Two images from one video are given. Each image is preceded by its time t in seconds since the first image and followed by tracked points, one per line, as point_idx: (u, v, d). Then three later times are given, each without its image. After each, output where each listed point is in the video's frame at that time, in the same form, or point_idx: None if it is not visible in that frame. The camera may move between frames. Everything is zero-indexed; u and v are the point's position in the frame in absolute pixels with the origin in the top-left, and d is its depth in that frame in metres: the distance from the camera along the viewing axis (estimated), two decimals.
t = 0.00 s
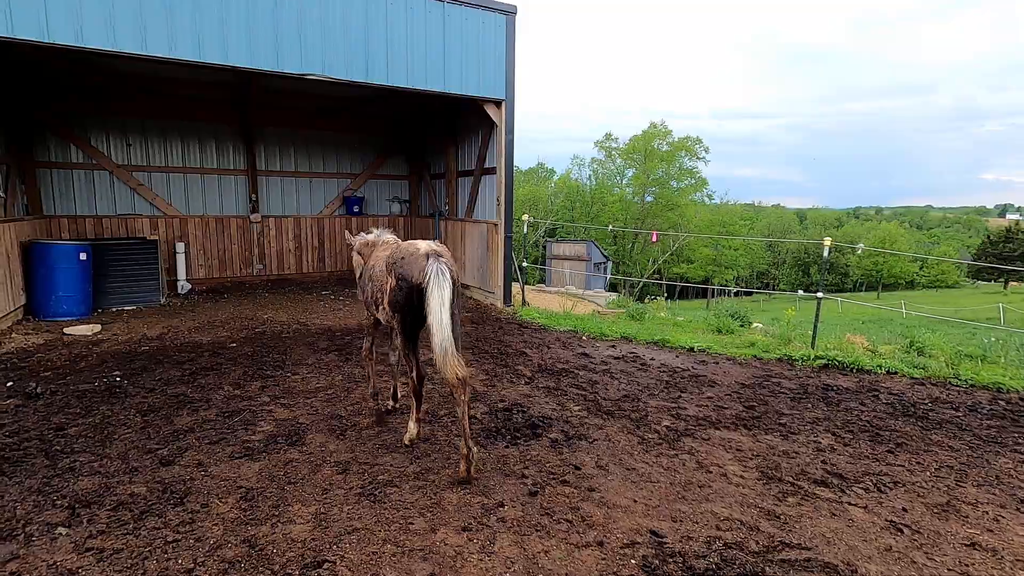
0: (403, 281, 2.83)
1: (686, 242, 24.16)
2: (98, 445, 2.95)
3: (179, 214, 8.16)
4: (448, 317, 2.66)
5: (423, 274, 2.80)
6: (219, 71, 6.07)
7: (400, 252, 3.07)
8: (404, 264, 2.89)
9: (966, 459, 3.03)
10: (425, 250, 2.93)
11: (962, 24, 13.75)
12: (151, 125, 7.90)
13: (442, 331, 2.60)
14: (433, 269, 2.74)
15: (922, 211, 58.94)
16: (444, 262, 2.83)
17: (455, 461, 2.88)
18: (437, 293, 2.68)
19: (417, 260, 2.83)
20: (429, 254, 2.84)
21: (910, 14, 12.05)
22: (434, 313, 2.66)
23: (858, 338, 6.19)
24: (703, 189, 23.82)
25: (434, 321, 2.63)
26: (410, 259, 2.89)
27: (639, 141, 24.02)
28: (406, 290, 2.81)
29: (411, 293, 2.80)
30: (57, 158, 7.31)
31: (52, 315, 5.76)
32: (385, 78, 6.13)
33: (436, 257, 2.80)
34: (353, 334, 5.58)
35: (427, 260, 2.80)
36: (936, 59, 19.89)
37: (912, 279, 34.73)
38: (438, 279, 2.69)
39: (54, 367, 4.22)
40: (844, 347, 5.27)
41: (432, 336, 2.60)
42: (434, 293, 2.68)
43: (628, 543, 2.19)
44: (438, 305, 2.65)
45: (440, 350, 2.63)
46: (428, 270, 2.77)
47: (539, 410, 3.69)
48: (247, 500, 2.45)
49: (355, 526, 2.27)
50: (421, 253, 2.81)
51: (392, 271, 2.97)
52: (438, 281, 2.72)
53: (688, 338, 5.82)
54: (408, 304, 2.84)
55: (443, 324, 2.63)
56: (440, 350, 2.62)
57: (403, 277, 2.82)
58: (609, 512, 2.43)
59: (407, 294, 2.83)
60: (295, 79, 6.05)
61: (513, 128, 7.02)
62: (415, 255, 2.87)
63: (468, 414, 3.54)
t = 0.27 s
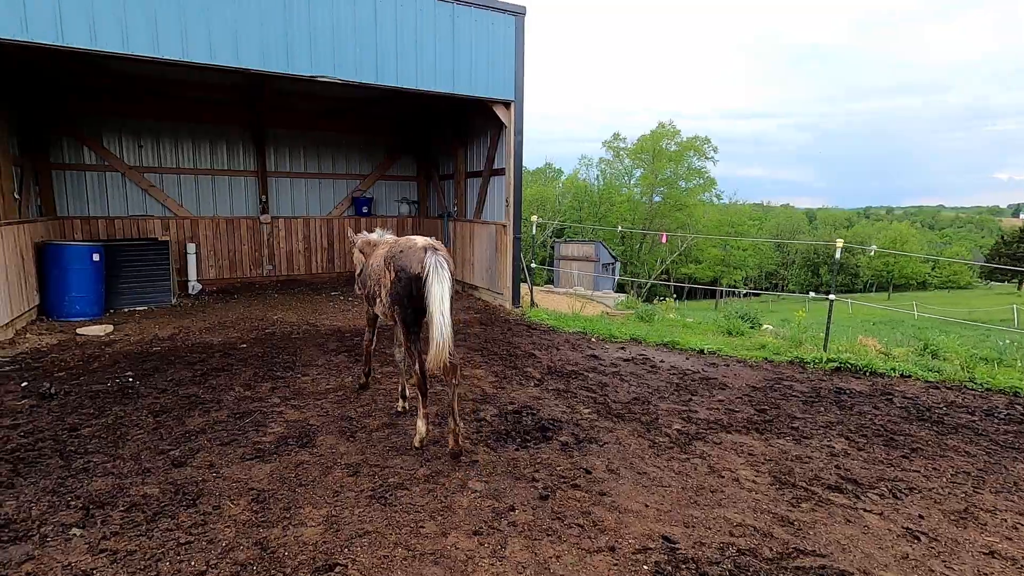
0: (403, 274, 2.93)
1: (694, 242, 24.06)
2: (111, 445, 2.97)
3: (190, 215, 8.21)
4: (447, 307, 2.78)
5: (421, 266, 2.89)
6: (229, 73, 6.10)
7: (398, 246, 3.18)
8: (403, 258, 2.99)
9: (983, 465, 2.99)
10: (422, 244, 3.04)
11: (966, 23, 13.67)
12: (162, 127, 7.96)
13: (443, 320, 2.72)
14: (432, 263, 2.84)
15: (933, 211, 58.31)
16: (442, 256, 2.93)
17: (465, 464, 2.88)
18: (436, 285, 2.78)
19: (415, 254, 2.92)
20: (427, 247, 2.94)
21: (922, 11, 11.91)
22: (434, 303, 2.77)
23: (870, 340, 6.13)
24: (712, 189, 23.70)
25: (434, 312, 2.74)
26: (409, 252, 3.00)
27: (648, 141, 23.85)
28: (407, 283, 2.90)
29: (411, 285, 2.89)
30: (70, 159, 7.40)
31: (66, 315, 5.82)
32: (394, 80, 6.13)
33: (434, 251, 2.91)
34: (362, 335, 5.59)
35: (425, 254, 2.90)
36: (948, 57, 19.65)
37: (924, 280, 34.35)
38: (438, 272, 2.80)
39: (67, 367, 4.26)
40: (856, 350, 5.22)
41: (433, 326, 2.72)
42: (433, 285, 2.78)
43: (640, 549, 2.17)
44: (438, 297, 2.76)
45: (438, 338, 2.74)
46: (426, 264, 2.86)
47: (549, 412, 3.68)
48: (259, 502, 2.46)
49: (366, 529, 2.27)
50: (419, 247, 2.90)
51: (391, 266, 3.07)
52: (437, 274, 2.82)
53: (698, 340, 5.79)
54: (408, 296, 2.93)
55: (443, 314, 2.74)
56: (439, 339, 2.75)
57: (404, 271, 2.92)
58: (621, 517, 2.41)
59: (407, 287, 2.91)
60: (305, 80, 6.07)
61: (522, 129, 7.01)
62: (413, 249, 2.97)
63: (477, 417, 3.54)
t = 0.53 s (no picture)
0: (400, 271, 3.07)
1: (702, 243, 23.96)
2: (122, 443, 3.00)
3: (200, 215, 8.29)
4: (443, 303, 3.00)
5: (418, 265, 3.05)
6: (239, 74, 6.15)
7: (394, 244, 3.31)
8: (400, 256, 3.11)
9: (995, 467, 2.95)
10: (418, 243, 3.18)
11: (970, 23, 13.62)
12: (173, 129, 8.04)
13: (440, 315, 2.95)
14: (429, 261, 3.00)
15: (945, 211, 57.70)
16: (437, 255, 3.10)
17: (472, 463, 2.88)
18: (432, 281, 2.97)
19: (412, 253, 3.06)
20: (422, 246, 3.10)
21: (932, 9, 11.78)
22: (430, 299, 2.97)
23: (880, 341, 6.07)
24: (720, 189, 23.59)
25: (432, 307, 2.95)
26: (404, 251, 3.13)
27: (655, 141, 23.82)
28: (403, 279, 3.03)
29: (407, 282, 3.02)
30: (82, 160, 7.50)
31: (78, 314, 5.90)
32: (402, 80, 6.16)
33: (430, 251, 3.07)
34: (370, 335, 5.61)
35: (421, 253, 3.05)
36: (959, 55, 19.43)
37: (935, 281, 33.98)
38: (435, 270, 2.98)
39: (79, 366, 4.31)
40: (866, 351, 5.17)
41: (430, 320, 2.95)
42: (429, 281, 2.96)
43: (648, 549, 2.17)
44: (435, 294, 2.95)
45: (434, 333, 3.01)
46: (423, 262, 3.02)
47: (556, 412, 3.68)
48: (267, 500, 2.48)
49: (373, 527, 2.28)
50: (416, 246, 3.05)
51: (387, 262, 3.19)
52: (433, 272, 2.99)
53: (706, 341, 5.76)
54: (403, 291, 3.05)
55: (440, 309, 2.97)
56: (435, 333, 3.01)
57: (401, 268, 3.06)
58: (628, 517, 2.41)
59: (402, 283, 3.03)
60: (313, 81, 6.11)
61: (529, 129, 7.01)
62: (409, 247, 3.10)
63: (484, 416, 3.55)
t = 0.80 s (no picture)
0: (399, 270, 3.21)
1: (709, 243, 23.87)
2: (132, 441, 3.03)
3: (209, 215, 8.35)
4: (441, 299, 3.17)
5: (416, 264, 3.19)
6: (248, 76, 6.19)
7: (393, 245, 3.47)
8: (397, 256, 3.25)
9: (1008, 470, 2.92)
10: (415, 243, 3.32)
11: (972, 23, 13.62)
12: (183, 130, 8.12)
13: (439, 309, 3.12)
14: (425, 259, 3.16)
15: (956, 211, 57.09)
16: (434, 254, 3.25)
17: (479, 463, 2.89)
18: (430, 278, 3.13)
19: (409, 252, 3.20)
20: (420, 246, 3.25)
21: (942, 7, 11.69)
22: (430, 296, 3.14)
23: (890, 342, 6.02)
24: (727, 189, 23.49)
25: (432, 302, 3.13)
26: (403, 251, 3.27)
27: (662, 141, 23.77)
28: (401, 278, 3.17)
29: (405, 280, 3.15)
30: (93, 160, 7.59)
31: (89, 313, 5.96)
32: (409, 81, 6.18)
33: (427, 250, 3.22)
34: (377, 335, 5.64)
35: (418, 252, 3.20)
36: (969, 54, 19.26)
37: (946, 282, 33.64)
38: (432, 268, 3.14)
39: (91, 364, 4.36)
40: (875, 352, 5.13)
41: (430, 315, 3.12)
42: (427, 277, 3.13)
43: (655, 550, 2.17)
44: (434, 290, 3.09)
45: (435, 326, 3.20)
46: (420, 261, 3.17)
47: (563, 412, 3.68)
48: (276, 498, 2.50)
49: (381, 526, 2.29)
50: (413, 246, 3.19)
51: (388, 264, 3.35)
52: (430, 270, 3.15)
53: (713, 342, 5.74)
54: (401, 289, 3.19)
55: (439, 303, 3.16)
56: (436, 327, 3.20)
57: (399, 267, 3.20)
58: (635, 518, 2.41)
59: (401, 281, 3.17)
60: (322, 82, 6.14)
61: (536, 130, 7.01)
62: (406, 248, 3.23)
63: (491, 416, 3.55)
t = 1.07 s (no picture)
0: (397, 263, 3.44)
1: (716, 244, 23.77)
2: (141, 439, 3.06)
3: (217, 215, 8.41)
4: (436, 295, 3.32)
5: (412, 258, 3.42)
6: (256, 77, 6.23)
7: (394, 241, 3.71)
8: (396, 249, 3.52)
9: (1020, 474, 2.88)
10: (413, 239, 3.56)
11: (976, 23, 13.60)
12: (192, 131, 8.18)
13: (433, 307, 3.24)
14: (419, 253, 3.38)
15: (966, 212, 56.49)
16: (429, 249, 3.47)
17: (485, 463, 2.89)
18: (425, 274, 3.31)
19: (406, 246, 3.44)
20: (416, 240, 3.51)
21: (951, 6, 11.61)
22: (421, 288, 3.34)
23: (899, 344, 5.96)
24: (735, 190, 23.40)
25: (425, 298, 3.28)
26: (402, 246, 3.50)
27: (669, 141, 23.71)
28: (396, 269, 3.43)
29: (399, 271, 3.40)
30: (103, 161, 7.67)
31: (99, 312, 6.02)
32: (416, 82, 6.20)
33: (423, 246, 3.44)
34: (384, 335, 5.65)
35: (414, 247, 3.43)
36: (979, 53, 19.11)
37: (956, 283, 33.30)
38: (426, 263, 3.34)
39: (101, 363, 4.40)
40: (885, 354, 5.09)
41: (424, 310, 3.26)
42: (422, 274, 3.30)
43: (662, 551, 2.16)
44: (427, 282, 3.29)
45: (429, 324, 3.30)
46: (415, 255, 3.40)
47: (570, 413, 3.67)
48: (283, 497, 2.51)
49: (388, 525, 2.30)
50: (410, 241, 3.43)
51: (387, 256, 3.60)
52: (425, 264, 3.35)
53: (720, 343, 5.72)
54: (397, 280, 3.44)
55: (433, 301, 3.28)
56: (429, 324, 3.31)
57: (395, 259, 3.43)
58: (642, 519, 2.39)
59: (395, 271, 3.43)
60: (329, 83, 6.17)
61: (543, 130, 7.00)
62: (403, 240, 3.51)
63: (497, 417, 3.55)
